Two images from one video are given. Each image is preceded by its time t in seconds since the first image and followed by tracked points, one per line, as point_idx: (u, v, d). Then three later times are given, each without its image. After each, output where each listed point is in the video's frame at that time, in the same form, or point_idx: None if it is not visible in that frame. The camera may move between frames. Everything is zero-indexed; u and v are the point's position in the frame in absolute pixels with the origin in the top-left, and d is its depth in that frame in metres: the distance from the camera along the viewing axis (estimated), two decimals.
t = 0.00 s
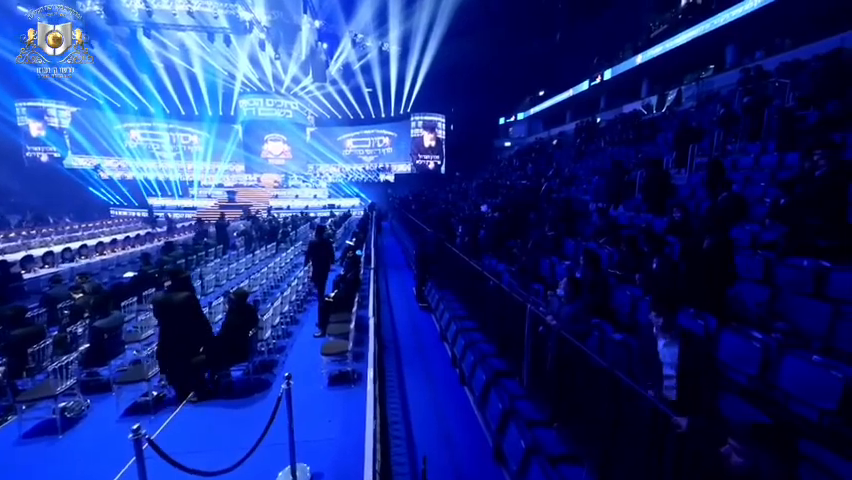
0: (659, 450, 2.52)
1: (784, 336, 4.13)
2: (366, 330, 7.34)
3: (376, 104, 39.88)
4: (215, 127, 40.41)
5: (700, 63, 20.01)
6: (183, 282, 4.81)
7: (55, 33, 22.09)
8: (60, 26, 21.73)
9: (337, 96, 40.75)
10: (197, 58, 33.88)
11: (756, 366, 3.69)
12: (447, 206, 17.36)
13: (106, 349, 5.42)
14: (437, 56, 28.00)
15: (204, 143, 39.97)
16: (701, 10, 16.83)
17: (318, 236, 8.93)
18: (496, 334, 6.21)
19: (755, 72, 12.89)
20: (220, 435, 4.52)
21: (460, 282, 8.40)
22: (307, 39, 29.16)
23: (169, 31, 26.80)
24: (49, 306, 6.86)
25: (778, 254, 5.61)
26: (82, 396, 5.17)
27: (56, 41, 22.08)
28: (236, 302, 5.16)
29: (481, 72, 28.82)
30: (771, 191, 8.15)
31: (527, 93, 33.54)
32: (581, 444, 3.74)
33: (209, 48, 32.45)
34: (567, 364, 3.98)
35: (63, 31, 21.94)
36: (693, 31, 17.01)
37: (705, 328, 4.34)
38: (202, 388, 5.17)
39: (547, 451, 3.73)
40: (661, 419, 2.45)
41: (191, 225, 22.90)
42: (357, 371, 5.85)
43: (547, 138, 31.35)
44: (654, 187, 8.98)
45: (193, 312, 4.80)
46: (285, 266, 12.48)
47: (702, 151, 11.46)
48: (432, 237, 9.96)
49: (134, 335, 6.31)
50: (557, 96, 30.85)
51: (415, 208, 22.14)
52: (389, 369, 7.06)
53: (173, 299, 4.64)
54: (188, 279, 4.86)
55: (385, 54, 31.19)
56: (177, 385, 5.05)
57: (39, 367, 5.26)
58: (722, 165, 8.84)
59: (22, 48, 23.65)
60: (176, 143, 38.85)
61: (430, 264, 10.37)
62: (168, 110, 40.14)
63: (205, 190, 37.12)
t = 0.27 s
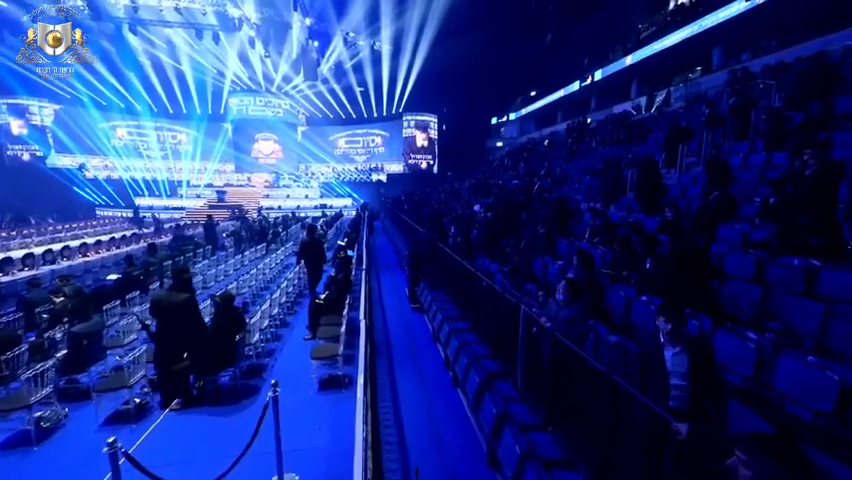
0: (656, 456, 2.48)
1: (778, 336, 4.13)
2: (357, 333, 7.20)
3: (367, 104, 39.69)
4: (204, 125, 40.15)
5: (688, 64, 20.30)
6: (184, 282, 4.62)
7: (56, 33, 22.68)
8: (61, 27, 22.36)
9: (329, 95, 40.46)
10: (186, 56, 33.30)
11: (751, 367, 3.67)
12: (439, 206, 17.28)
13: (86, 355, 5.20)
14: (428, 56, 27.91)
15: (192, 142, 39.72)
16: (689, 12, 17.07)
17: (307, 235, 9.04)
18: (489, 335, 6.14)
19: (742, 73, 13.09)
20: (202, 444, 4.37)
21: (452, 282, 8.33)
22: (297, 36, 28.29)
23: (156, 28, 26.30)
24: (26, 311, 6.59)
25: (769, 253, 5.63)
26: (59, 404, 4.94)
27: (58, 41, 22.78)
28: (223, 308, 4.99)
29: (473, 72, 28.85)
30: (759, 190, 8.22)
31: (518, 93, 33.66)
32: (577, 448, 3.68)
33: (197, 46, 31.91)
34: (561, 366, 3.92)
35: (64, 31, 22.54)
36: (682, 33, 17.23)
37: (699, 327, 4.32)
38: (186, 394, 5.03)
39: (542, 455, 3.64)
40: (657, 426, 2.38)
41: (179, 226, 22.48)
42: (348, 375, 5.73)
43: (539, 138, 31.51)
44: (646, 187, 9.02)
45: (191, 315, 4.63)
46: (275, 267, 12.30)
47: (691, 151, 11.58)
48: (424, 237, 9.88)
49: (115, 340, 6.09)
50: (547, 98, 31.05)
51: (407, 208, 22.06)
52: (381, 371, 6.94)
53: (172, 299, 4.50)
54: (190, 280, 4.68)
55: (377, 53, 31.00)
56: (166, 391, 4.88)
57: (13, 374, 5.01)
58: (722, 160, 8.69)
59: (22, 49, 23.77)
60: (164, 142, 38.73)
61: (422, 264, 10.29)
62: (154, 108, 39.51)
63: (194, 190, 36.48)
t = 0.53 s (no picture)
0: (657, 463, 2.37)
1: (774, 337, 4.07)
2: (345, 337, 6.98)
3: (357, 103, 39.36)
4: (189, 123, 39.42)
5: (674, 66, 20.58)
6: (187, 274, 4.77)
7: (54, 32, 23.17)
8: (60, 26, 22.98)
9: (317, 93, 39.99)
10: (169, 52, 32.51)
11: (749, 368, 3.58)
12: (429, 205, 17.13)
13: (56, 364, 4.90)
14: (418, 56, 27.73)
15: (177, 140, 38.88)
16: (675, 14, 17.29)
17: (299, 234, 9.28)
18: (482, 337, 6.00)
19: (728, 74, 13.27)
20: (180, 458, 4.13)
21: (443, 282, 8.18)
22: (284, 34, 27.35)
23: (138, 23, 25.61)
24: None
25: (761, 252, 5.62)
26: (25, 418, 4.62)
27: (57, 40, 23.52)
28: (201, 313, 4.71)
29: (463, 72, 28.83)
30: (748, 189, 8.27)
31: (508, 93, 33.76)
32: (575, 456, 3.54)
33: (181, 42, 31.16)
34: (556, 370, 3.79)
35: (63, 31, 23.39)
36: (668, 34, 17.44)
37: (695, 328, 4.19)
38: (165, 405, 4.77)
39: (537, 464, 3.44)
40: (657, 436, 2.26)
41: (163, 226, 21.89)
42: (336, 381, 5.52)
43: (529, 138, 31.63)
44: (637, 186, 9.00)
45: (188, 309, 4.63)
46: (261, 269, 12.03)
47: (679, 151, 11.66)
48: (415, 237, 9.73)
49: (90, 348, 5.80)
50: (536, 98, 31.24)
51: (397, 208, 21.89)
52: (371, 376, 6.75)
53: (173, 291, 4.55)
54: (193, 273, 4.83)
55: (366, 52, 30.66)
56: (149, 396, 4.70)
57: None
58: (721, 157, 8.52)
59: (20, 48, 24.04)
60: (148, 141, 37.69)
61: (413, 265, 10.13)
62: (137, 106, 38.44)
63: (178, 189, 35.62)
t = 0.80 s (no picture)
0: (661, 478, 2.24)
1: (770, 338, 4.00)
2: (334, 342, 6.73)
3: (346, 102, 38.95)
4: (173, 122, 38.72)
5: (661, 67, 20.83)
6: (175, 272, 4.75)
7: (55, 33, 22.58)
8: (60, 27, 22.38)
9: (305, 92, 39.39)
10: (152, 48, 31.57)
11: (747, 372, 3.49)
12: (419, 206, 16.95)
13: (20, 376, 4.55)
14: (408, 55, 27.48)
15: (161, 138, 37.96)
16: (661, 17, 17.49)
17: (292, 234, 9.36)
18: (475, 340, 5.85)
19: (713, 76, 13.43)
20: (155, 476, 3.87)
21: (435, 284, 8.00)
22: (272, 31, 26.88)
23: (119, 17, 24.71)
24: None
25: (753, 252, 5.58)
26: None
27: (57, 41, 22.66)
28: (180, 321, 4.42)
29: (453, 72, 28.72)
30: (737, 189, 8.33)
31: (498, 93, 33.79)
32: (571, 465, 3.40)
33: (165, 38, 30.27)
34: (552, 376, 3.64)
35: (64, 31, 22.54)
36: (655, 36, 17.63)
37: (692, 332, 4.12)
38: (139, 419, 4.49)
39: (534, 474, 3.30)
40: (672, 452, 2.10)
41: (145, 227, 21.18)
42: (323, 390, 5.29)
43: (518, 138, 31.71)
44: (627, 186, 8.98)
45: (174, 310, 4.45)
46: (247, 271, 11.71)
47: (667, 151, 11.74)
48: (405, 238, 9.54)
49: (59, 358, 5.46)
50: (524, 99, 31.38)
51: (387, 209, 21.64)
52: (361, 382, 6.52)
53: (160, 289, 4.48)
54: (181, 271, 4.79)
55: (355, 51, 30.28)
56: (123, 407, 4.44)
57: None
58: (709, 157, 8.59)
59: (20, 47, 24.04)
60: (129, 139, 36.56)
61: (403, 266, 9.93)
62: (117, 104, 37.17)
63: (162, 189, 34.62)
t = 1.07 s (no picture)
0: None
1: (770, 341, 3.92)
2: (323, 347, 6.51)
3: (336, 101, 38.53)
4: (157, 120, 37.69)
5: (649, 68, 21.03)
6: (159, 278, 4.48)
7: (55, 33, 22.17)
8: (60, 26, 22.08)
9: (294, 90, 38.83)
10: (135, 44, 30.74)
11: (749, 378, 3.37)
12: (411, 206, 16.79)
13: None
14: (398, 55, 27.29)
15: (145, 137, 36.86)
16: (649, 19, 17.66)
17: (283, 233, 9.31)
18: (468, 344, 5.71)
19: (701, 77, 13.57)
20: None
21: (427, 286, 7.85)
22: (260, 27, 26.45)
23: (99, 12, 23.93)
24: None
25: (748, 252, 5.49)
26: None
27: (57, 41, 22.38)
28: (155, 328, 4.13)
29: (444, 72, 28.62)
30: (727, 189, 8.38)
31: (489, 93, 33.81)
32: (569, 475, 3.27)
33: (148, 34, 29.47)
34: (550, 383, 3.50)
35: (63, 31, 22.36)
36: (644, 37, 17.74)
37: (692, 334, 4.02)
38: (115, 433, 4.23)
39: None
40: (681, 467, 1.97)
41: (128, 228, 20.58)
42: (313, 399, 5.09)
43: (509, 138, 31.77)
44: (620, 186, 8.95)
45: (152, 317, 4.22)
46: (233, 273, 11.42)
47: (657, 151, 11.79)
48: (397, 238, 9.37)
49: (28, 369, 5.17)
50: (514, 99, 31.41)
51: (378, 209, 21.44)
52: (352, 388, 6.32)
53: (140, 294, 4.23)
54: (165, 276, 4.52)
55: (345, 49, 29.92)
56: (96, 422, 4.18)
57: None
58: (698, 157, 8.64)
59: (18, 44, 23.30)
60: (112, 137, 35.56)
61: (394, 268, 9.77)
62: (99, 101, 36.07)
63: (146, 189, 33.73)
